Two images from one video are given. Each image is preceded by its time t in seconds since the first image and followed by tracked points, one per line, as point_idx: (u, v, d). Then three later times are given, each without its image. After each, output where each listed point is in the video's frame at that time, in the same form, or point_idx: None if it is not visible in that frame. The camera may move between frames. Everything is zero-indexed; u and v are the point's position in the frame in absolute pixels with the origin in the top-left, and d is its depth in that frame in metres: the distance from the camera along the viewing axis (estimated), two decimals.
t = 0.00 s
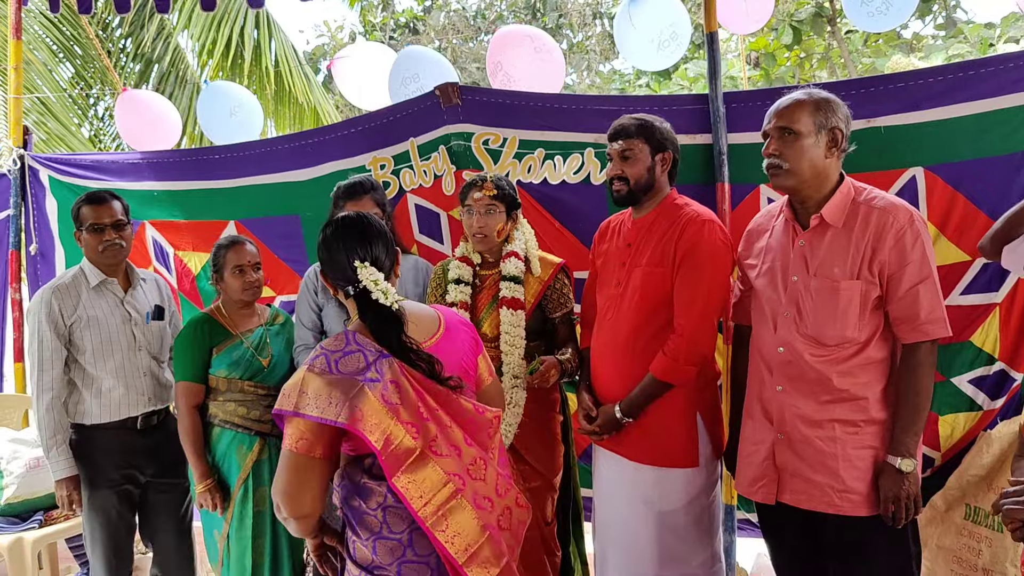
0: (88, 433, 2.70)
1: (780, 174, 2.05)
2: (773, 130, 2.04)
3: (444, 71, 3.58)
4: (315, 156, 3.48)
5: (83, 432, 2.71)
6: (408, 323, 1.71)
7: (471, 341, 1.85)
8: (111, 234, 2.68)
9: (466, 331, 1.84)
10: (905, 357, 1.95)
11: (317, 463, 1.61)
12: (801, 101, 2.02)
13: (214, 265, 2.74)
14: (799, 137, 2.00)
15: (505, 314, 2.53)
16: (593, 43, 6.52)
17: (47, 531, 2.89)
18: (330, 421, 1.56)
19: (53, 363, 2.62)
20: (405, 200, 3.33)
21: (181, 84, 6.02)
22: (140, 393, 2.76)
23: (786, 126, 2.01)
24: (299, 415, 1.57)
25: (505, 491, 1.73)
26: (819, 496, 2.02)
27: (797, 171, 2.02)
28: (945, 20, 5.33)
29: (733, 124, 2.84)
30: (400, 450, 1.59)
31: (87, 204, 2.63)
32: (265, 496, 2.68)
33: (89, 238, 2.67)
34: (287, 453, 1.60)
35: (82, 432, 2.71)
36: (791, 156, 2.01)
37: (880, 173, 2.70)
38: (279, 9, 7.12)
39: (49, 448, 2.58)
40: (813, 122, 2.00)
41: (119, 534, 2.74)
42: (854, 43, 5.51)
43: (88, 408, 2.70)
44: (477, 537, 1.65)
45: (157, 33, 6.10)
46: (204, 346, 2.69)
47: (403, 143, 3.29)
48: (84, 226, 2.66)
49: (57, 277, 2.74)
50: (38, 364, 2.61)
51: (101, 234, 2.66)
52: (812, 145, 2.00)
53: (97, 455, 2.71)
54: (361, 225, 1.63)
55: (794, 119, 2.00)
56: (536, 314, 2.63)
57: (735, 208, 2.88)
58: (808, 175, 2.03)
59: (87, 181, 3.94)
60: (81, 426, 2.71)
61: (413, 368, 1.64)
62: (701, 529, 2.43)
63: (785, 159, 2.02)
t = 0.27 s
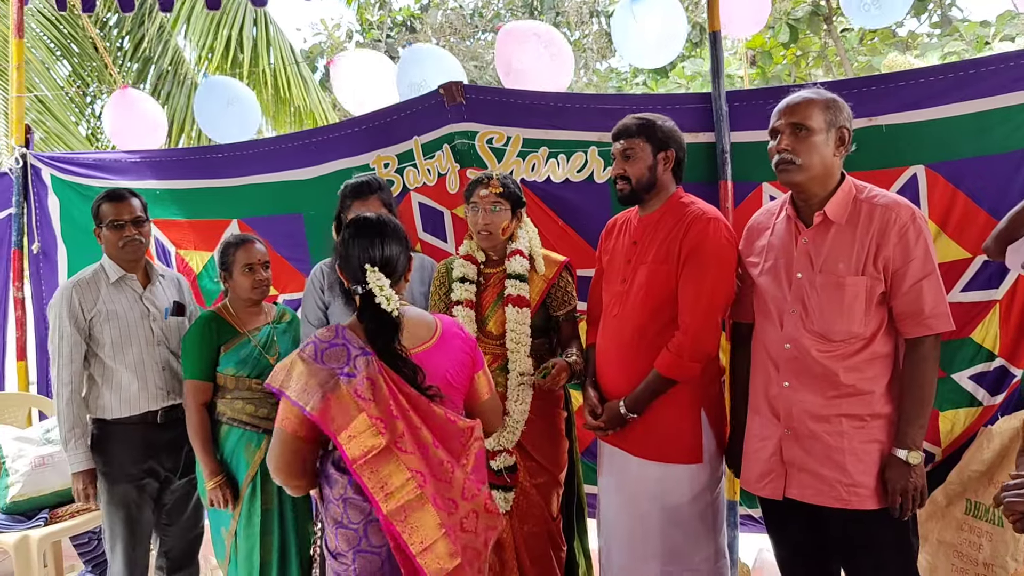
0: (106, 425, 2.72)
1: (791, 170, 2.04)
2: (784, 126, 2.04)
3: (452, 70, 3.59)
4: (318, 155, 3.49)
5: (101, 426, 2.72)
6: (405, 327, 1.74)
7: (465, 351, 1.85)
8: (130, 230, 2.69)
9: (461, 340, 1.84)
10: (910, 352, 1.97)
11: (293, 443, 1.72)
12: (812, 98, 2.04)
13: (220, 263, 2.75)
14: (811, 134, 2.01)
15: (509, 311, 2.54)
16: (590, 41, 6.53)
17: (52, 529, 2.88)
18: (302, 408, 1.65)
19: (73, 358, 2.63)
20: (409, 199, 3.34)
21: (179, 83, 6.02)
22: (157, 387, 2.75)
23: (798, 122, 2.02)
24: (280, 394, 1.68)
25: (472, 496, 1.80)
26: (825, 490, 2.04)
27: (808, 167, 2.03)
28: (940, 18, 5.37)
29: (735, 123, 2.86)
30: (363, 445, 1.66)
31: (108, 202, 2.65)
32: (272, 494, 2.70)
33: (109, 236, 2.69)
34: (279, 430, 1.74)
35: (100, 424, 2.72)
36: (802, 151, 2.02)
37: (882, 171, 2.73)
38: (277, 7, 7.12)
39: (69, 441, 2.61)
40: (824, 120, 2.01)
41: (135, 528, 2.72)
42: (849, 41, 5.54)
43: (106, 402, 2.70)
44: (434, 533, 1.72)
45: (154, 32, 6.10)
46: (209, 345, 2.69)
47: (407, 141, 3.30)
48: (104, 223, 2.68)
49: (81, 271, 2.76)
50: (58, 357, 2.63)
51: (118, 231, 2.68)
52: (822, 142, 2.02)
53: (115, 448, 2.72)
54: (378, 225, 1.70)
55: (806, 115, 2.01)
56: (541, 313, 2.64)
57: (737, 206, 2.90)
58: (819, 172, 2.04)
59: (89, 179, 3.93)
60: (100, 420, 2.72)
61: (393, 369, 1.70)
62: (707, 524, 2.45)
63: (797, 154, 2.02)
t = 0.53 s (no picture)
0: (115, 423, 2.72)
1: (797, 171, 2.05)
2: (788, 126, 2.05)
3: (456, 72, 3.62)
4: (319, 155, 3.50)
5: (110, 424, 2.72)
6: (381, 320, 1.87)
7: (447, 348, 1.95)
8: (141, 229, 2.69)
9: (444, 336, 1.94)
10: (909, 349, 2.00)
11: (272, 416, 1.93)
12: (814, 98, 2.06)
13: (223, 262, 2.75)
14: (816, 134, 2.03)
15: (512, 311, 2.56)
16: (585, 41, 6.55)
17: (55, 529, 2.89)
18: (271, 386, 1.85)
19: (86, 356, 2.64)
20: (410, 199, 3.35)
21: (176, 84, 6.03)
22: (167, 387, 2.76)
23: (803, 122, 2.04)
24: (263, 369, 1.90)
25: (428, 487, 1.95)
26: (826, 486, 2.06)
27: (814, 167, 2.05)
28: (932, 18, 5.40)
29: (735, 123, 2.88)
30: (319, 426, 1.85)
31: (118, 202, 2.66)
32: (274, 494, 2.72)
33: (120, 238, 2.69)
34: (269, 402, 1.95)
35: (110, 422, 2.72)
36: (808, 151, 2.04)
37: (879, 170, 2.76)
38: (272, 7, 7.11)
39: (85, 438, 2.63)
40: (827, 120, 2.04)
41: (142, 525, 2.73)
42: (843, 41, 5.58)
43: (116, 400, 2.70)
44: (372, 517, 1.90)
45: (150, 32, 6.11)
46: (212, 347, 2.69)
47: (408, 141, 3.31)
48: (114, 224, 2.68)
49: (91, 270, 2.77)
50: (71, 355, 2.64)
51: (129, 233, 2.68)
52: (826, 141, 2.04)
53: (124, 447, 2.72)
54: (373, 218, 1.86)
55: (810, 116, 2.03)
56: (543, 312, 2.66)
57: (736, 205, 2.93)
58: (823, 171, 2.06)
59: (89, 179, 3.93)
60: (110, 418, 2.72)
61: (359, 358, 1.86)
62: (708, 521, 2.47)
63: (803, 154, 2.04)
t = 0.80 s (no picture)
0: (114, 424, 2.72)
1: (802, 169, 2.06)
2: (793, 126, 2.07)
3: (452, 72, 3.61)
4: (316, 155, 3.50)
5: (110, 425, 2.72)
6: (312, 325, 1.97)
7: (381, 356, 1.96)
8: (140, 231, 2.69)
9: (377, 343, 1.95)
10: (907, 347, 2.02)
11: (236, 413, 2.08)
12: (817, 98, 2.07)
13: (219, 263, 2.74)
14: (821, 133, 2.05)
15: (510, 312, 2.56)
16: (579, 41, 6.54)
17: (51, 531, 2.90)
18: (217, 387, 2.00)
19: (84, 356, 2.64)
20: (407, 199, 3.36)
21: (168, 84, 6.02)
22: (165, 387, 2.75)
23: (808, 121, 2.05)
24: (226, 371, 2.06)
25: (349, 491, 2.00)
26: (825, 483, 2.08)
27: (818, 166, 2.06)
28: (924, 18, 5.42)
29: (732, 123, 2.90)
30: (246, 430, 1.94)
31: (119, 202, 2.66)
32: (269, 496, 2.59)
33: (122, 238, 2.68)
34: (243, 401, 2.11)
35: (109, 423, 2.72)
36: (812, 150, 2.05)
37: (874, 170, 2.78)
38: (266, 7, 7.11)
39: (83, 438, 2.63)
40: (831, 119, 2.05)
41: (142, 526, 2.73)
42: (835, 41, 5.61)
43: (115, 401, 2.70)
44: (279, 520, 1.95)
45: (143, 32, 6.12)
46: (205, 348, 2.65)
47: (405, 142, 3.31)
48: (116, 224, 2.67)
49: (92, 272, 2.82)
50: (70, 355, 2.64)
51: (133, 232, 2.67)
52: (830, 141, 2.06)
53: (123, 447, 2.72)
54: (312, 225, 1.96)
55: (815, 115, 2.05)
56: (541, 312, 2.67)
57: (733, 205, 2.94)
58: (827, 170, 2.08)
59: (85, 179, 3.92)
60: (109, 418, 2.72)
61: (288, 367, 1.95)
62: (706, 520, 2.48)
63: (808, 154, 2.05)
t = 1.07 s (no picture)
0: (110, 427, 2.70)
1: (791, 172, 2.08)
2: (784, 129, 2.08)
3: (442, 74, 3.62)
4: (310, 157, 3.49)
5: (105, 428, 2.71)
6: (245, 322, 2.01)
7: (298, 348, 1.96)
8: (136, 235, 2.67)
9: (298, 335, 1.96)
10: (903, 346, 2.04)
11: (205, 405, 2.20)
12: (810, 101, 2.09)
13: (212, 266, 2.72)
14: (812, 136, 2.06)
15: (505, 314, 2.57)
16: (571, 42, 6.56)
17: (45, 533, 2.90)
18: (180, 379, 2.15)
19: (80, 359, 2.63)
20: (402, 200, 3.36)
21: (160, 84, 6.10)
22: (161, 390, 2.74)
23: (798, 124, 2.07)
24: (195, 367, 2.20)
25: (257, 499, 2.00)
26: (820, 481, 2.09)
27: (809, 168, 2.08)
28: (914, 19, 5.45)
29: (725, 124, 2.91)
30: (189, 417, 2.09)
31: (115, 204, 2.64)
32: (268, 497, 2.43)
33: (118, 240, 2.67)
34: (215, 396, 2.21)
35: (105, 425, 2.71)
36: (803, 153, 2.07)
37: (866, 171, 2.80)
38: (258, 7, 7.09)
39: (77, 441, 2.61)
40: (823, 122, 2.07)
41: (136, 529, 2.72)
42: (826, 42, 5.64)
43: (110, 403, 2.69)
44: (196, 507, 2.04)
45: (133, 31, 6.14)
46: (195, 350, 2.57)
47: (400, 143, 3.31)
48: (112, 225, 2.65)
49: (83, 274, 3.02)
50: (66, 359, 2.64)
51: (130, 235, 2.66)
52: (821, 144, 2.07)
53: (118, 450, 2.71)
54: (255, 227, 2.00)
55: (807, 117, 2.06)
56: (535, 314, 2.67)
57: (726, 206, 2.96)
58: (817, 173, 2.09)
59: (77, 181, 3.90)
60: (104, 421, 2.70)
61: (219, 362, 2.01)
62: (700, 519, 2.49)
63: (798, 156, 2.07)
